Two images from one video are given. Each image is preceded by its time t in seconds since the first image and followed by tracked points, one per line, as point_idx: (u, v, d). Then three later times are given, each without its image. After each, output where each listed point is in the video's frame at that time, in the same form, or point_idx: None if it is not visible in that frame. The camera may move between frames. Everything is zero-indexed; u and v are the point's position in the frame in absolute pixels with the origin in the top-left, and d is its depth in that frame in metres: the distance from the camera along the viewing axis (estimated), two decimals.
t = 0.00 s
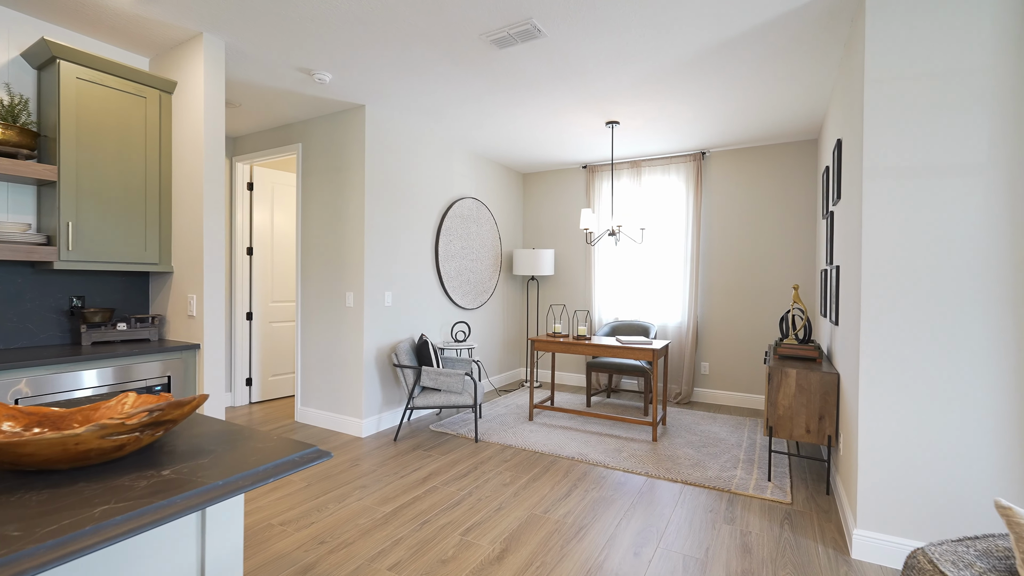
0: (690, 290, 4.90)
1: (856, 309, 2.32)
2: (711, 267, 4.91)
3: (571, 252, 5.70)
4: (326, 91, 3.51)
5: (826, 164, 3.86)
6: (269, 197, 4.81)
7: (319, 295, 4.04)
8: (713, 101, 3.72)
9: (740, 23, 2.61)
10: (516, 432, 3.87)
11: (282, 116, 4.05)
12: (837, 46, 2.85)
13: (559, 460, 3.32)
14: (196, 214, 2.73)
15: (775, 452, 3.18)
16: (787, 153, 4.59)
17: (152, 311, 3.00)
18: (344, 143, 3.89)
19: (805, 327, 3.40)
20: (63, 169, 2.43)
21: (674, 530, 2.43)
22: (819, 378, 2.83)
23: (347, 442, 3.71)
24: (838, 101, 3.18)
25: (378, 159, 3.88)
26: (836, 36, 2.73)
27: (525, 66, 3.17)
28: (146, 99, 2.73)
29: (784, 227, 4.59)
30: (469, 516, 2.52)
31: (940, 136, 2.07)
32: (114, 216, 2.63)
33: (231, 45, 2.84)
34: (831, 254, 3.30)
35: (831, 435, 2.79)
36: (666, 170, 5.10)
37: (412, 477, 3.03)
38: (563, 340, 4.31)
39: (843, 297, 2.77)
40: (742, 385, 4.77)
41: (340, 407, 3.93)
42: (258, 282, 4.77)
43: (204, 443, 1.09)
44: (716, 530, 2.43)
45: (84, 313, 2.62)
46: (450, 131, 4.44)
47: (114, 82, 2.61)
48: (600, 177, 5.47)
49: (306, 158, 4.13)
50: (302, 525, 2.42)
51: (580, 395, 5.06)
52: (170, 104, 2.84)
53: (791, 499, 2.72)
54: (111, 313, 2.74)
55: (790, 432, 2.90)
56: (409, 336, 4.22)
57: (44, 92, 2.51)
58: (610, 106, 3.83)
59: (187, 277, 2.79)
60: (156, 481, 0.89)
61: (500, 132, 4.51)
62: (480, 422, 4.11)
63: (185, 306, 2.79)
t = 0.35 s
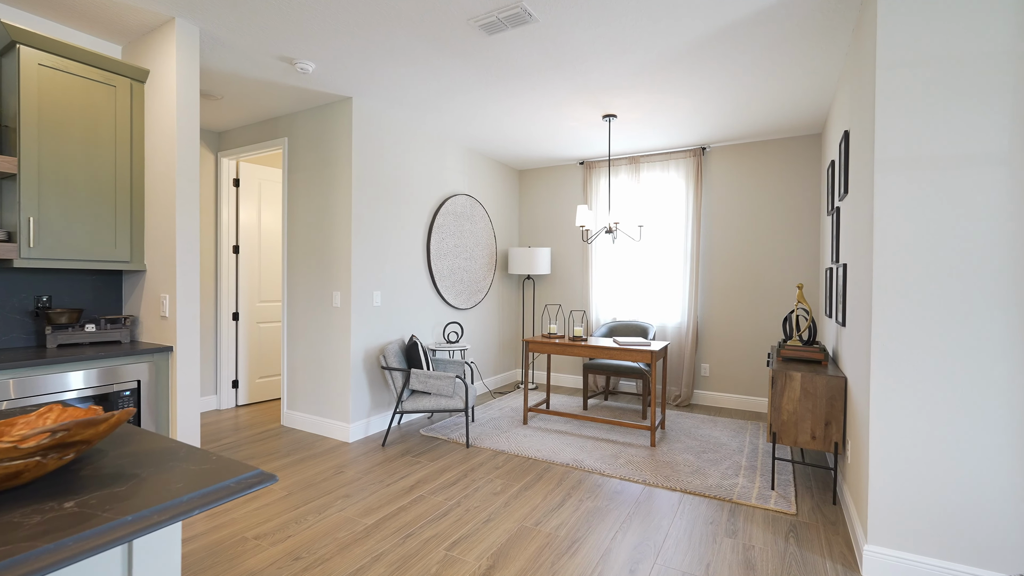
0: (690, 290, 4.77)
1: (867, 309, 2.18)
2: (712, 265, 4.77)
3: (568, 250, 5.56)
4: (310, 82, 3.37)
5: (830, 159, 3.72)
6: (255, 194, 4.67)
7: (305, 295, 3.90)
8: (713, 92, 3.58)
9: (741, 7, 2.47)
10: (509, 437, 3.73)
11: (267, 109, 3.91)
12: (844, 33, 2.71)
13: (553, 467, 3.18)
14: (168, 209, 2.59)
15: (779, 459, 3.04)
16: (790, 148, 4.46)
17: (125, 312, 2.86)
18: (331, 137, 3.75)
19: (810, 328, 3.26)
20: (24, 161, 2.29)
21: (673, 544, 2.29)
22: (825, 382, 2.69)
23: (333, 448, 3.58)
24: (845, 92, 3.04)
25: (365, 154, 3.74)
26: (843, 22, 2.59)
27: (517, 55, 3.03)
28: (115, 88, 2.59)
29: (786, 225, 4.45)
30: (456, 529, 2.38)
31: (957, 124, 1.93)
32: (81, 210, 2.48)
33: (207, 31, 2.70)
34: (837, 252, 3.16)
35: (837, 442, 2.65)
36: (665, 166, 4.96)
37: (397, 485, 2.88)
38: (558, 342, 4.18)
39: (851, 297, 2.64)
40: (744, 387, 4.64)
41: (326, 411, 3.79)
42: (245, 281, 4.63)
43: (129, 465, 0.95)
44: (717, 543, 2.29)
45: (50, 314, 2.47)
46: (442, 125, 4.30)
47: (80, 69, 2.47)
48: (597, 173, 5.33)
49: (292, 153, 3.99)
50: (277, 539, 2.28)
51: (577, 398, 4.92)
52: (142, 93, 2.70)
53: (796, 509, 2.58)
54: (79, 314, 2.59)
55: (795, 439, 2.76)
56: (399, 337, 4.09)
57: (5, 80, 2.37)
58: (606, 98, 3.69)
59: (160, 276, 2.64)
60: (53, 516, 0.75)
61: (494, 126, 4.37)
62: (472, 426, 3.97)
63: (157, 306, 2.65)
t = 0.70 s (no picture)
0: (689, 289, 4.63)
1: (877, 308, 2.04)
2: (711, 263, 4.64)
3: (564, 248, 5.42)
4: (293, 71, 3.24)
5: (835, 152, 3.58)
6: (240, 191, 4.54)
7: (290, 294, 3.77)
8: (713, 82, 3.44)
9: None
10: (502, 441, 3.60)
11: (250, 101, 3.78)
12: (849, 18, 2.57)
13: (545, 473, 3.04)
14: (138, 202, 2.45)
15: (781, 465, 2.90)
16: (792, 142, 4.32)
17: (95, 312, 2.72)
18: (316, 129, 3.62)
19: (814, 328, 3.13)
20: None
21: (670, 558, 2.15)
22: (831, 385, 2.56)
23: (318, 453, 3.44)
24: (851, 81, 2.90)
25: (352, 147, 3.61)
26: (849, 5, 2.46)
27: (508, 41, 2.89)
28: (82, 76, 2.46)
29: (788, 221, 4.32)
30: (440, 541, 2.25)
31: (975, 109, 1.79)
32: (45, 205, 2.35)
33: (180, 16, 2.57)
34: (843, 249, 3.02)
35: (844, 449, 2.52)
36: (664, 162, 4.82)
37: (382, 493, 2.75)
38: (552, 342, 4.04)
39: (858, 295, 2.50)
40: (745, 389, 4.50)
41: (312, 414, 3.66)
42: (231, 280, 4.51)
43: (32, 488, 0.81)
44: (717, 558, 2.15)
45: (11, 314, 2.34)
46: (433, 118, 4.17)
47: (43, 55, 2.33)
48: (593, 169, 5.19)
49: (277, 147, 3.86)
50: (249, 553, 2.14)
51: (573, 400, 4.78)
52: (112, 82, 2.57)
53: (800, 520, 2.45)
54: (44, 313, 2.46)
55: (799, 445, 2.63)
56: (388, 337, 3.95)
57: None
58: (602, 88, 3.56)
59: (130, 273, 2.51)
60: None
61: (486, 120, 4.23)
62: (464, 429, 3.84)
63: (127, 305, 2.52)
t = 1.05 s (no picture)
0: (689, 287, 4.46)
1: (892, 306, 1.89)
2: (713, 261, 4.47)
3: (561, 246, 5.26)
4: (273, 58, 3.08)
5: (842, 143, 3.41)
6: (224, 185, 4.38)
7: (273, 292, 3.61)
8: (714, 70, 3.28)
9: None
10: (493, 446, 3.44)
11: (231, 91, 3.62)
12: None
13: (537, 481, 2.89)
14: (100, 194, 2.29)
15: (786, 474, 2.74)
16: (796, 135, 4.15)
17: (58, 310, 2.57)
18: (298, 120, 3.46)
19: (820, 328, 2.96)
20: None
21: None
22: (839, 389, 2.40)
23: (300, 459, 3.29)
24: (861, 66, 2.74)
25: (336, 139, 3.45)
26: None
27: (497, 25, 2.73)
28: (39, 59, 2.29)
29: (793, 217, 4.15)
30: (421, 557, 2.10)
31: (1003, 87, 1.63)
32: None
33: None
34: (851, 245, 2.86)
35: (854, 457, 2.36)
36: (663, 156, 4.66)
37: (362, 503, 2.60)
38: (546, 343, 3.88)
39: (869, 293, 2.34)
40: (747, 392, 4.34)
41: (295, 418, 3.50)
42: (215, 278, 4.36)
43: None
44: None
45: None
46: (423, 109, 4.01)
47: None
48: (591, 164, 5.02)
49: (259, 139, 3.70)
50: (214, 571, 1.99)
51: (569, 402, 4.63)
52: (73, 66, 2.41)
53: (808, 534, 2.29)
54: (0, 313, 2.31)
55: (805, 453, 2.47)
56: (375, 338, 3.80)
57: None
58: (598, 77, 3.40)
59: (91, 269, 2.35)
60: None
61: (479, 111, 4.07)
62: (454, 433, 3.68)
63: (89, 304, 2.36)
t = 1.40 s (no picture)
0: (690, 285, 4.32)
1: (909, 305, 1.74)
2: (714, 258, 4.32)
3: (558, 243, 5.12)
4: (254, 44, 2.94)
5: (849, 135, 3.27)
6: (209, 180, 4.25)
7: (257, 290, 3.48)
8: (716, 57, 3.13)
9: None
10: (484, 450, 3.30)
11: (213, 81, 3.49)
12: None
13: (529, 488, 2.75)
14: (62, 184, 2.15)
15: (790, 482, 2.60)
16: (801, 128, 4.00)
17: (23, 308, 2.43)
18: (282, 111, 3.32)
19: (827, 328, 2.82)
20: None
21: None
22: (848, 393, 2.26)
23: (283, 463, 3.15)
24: (871, 51, 2.59)
25: (322, 130, 3.31)
26: None
27: (487, 8, 2.59)
28: None
29: (797, 213, 4.00)
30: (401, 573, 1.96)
31: None
32: None
33: None
34: (859, 240, 2.71)
35: (864, 465, 2.23)
36: (663, 150, 4.51)
37: (344, 512, 2.46)
38: (541, 342, 3.74)
39: (881, 291, 2.19)
40: (749, 394, 4.20)
41: (279, 420, 3.37)
42: (200, 276, 4.23)
43: None
44: None
45: None
46: (414, 101, 3.87)
47: None
48: (589, 158, 4.88)
49: (243, 131, 3.57)
50: None
51: (565, 404, 4.49)
52: (36, 49, 2.27)
53: (815, 548, 2.14)
54: None
55: (812, 460, 2.33)
56: (364, 337, 3.66)
57: None
58: (594, 65, 3.26)
59: (54, 264, 2.22)
60: None
61: (472, 103, 3.94)
62: (444, 437, 3.55)
63: (51, 301, 2.22)
